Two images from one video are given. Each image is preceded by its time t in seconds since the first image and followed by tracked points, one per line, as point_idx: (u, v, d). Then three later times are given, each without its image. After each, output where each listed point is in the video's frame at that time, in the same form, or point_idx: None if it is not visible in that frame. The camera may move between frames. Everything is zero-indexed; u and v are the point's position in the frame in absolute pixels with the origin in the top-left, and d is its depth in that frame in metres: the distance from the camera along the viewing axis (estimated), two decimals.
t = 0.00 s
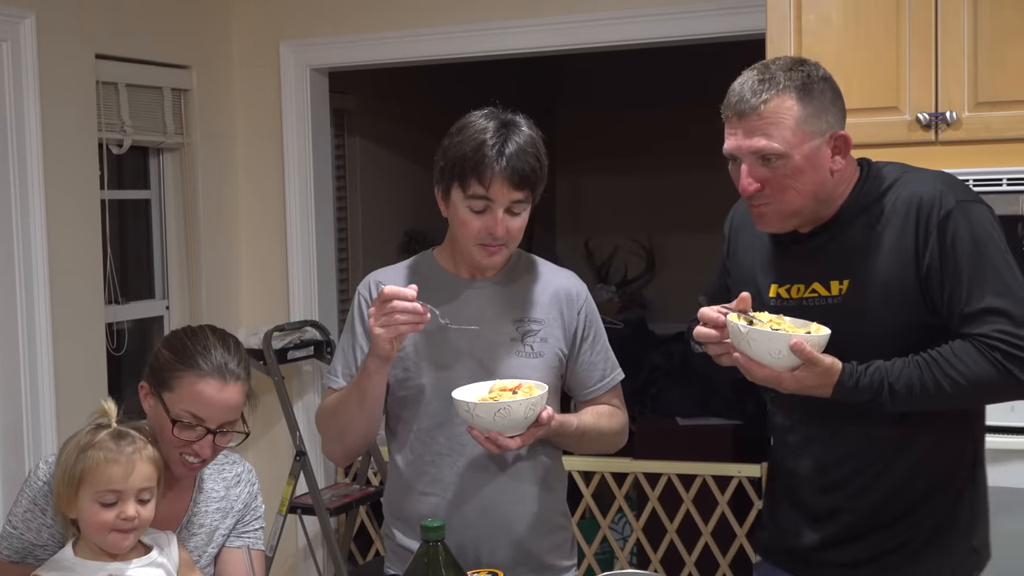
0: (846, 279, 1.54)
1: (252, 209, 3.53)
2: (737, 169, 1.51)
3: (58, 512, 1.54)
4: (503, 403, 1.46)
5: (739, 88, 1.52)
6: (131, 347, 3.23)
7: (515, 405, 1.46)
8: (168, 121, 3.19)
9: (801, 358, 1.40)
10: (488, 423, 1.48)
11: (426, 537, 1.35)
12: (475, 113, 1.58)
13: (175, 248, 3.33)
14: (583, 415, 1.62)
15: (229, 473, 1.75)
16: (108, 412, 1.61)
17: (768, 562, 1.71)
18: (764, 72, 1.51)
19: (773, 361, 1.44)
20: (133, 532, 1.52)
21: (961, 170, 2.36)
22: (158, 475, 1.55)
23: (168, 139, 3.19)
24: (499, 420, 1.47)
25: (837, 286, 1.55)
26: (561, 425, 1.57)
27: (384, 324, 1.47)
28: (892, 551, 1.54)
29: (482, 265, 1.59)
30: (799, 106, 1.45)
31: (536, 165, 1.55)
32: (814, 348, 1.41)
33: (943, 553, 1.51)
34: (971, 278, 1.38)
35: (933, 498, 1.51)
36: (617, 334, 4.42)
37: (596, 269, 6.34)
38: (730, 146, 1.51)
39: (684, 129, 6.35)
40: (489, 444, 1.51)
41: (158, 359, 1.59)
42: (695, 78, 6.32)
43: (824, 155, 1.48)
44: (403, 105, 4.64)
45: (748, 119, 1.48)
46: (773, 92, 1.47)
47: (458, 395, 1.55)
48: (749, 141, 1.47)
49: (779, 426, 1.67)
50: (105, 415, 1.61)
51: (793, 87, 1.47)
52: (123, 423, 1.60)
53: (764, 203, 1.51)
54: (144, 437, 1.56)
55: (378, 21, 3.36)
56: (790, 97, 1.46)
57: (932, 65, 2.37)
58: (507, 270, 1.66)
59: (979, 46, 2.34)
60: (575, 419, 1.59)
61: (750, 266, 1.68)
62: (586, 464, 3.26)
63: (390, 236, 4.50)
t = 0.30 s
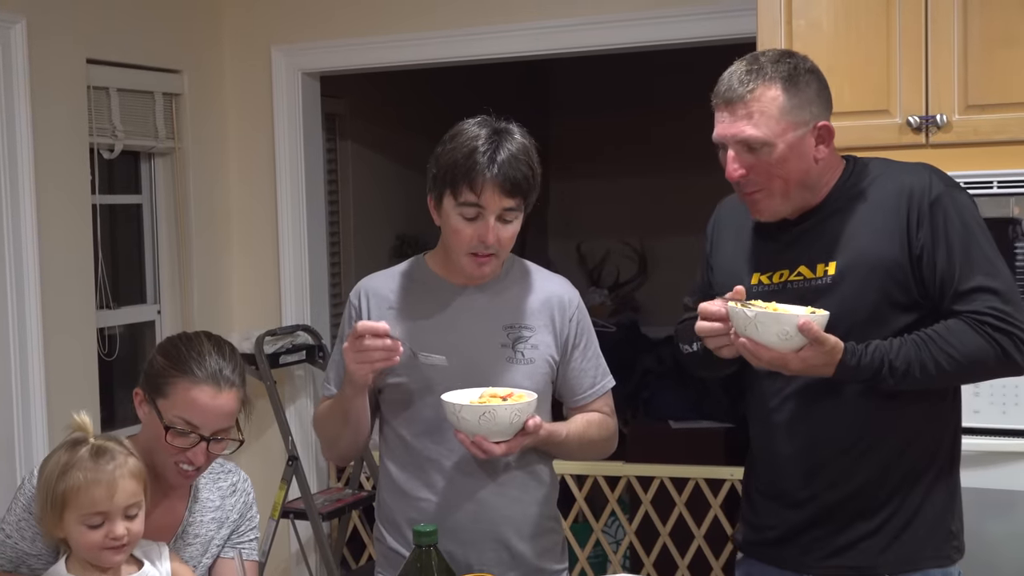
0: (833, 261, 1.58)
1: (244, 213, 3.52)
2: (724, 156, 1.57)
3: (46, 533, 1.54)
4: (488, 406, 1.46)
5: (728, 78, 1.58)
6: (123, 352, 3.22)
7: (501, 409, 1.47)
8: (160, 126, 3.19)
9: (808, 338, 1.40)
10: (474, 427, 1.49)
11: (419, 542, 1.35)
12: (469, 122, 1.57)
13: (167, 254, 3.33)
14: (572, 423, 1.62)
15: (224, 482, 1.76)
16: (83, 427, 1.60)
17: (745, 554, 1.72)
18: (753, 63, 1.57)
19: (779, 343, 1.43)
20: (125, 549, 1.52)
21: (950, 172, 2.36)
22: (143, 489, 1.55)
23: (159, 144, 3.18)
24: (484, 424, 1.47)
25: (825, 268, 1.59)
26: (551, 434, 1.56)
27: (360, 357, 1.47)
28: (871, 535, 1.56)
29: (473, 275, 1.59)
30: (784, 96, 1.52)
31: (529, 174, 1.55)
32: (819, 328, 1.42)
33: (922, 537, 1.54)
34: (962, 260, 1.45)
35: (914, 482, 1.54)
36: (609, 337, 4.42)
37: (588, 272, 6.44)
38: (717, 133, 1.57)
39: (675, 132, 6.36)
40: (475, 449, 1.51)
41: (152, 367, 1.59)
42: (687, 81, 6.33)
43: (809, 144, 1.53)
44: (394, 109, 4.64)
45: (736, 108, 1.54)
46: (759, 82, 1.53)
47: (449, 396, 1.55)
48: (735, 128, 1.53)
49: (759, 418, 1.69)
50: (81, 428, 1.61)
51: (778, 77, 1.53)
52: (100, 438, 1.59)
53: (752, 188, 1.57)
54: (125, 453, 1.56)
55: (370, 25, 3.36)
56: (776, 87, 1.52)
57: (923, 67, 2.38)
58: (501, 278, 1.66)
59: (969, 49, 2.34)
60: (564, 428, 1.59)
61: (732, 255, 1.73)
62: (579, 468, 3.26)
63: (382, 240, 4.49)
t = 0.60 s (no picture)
0: (836, 256, 1.53)
1: (238, 216, 3.52)
2: (748, 163, 1.48)
3: (35, 541, 1.55)
4: (473, 417, 1.47)
5: (738, 84, 1.48)
6: (117, 355, 3.21)
7: (485, 418, 1.47)
8: (153, 129, 3.18)
9: (795, 339, 1.40)
10: (461, 439, 1.49)
11: (412, 545, 1.35)
12: (456, 122, 1.57)
13: (160, 257, 3.32)
14: (566, 423, 1.62)
15: (217, 487, 1.76)
16: (70, 433, 1.61)
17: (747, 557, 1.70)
18: (758, 64, 1.47)
19: (768, 346, 1.43)
20: (113, 557, 1.53)
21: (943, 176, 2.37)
22: (129, 497, 1.56)
23: (152, 146, 3.18)
24: (470, 435, 1.48)
25: (827, 263, 1.54)
26: (541, 435, 1.57)
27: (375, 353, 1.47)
28: (868, 541, 1.54)
29: (463, 274, 1.60)
30: (802, 94, 1.44)
31: (517, 175, 1.55)
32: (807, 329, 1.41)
33: (918, 544, 1.51)
34: (958, 256, 1.40)
35: (911, 487, 1.51)
36: (603, 340, 4.42)
37: (582, 274, 6.34)
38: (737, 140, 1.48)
39: (669, 135, 6.36)
40: (467, 461, 1.51)
41: (143, 370, 1.59)
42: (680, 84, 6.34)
43: (831, 137, 1.47)
44: (388, 112, 4.64)
45: (756, 113, 1.45)
46: (776, 84, 1.44)
47: (432, 413, 1.55)
48: (760, 133, 1.45)
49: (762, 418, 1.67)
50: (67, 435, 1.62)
51: (791, 76, 1.45)
52: (86, 444, 1.60)
53: (781, 190, 1.50)
54: (111, 460, 1.57)
55: (363, 27, 3.36)
56: (792, 87, 1.44)
57: (915, 70, 2.39)
58: (491, 280, 1.65)
59: (962, 53, 2.35)
60: (557, 428, 1.59)
61: (742, 251, 1.68)
62: (572, 471, 3.26)
63: (376, 242, 4.50)
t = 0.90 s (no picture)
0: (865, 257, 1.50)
1: (233, 218, 3.52)
2: (783, 154, 1.49)
3: (25, 543, 1.55)
4: (465, 412, 1.47)
5: (781, 73, 1.50)
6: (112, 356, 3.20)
7: (477, 412, 1.47)
8: (149, 131, 3.18)
9: (790, 347, 1.38)
10: (454, 434, 1.49)
11: (407, 548, 1.35)
12: (454, 124, 1.57)
13: (155, 258, 3.32)
14: (562, 422, 1.62)
15: (211, 489, 1.77)
16: (60, 435, 1.62)
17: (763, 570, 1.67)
18: (804, 54, 1.49)
19: (763, 355, 1.42)
20: (103, 558, 1.53)
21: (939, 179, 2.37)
22: (119, 497, 1.56)
23: (148, 148, 3.17)
24: (464, 429, 1.48)
25: (856, 263, 1.52)
26: (535, 432, 1.56)
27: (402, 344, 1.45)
28: (882, 557, 1.50)
29: (459, 276, 1.58)
30: (843, 87, 1.45)
31: (513, 177, 1.55)
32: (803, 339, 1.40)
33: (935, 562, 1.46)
34: (979, 263, 1.36)
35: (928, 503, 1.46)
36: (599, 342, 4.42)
37: (577, 276, 6.37)
38: (774, 129, 1.50)
39: (665, 137, 6.37)
40: (460, 454, 1.51)
41: (129, 371, 1.62)
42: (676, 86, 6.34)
43: (869, 134, 1.47)
44: (384, 114, 4.63)
45: (795, 103, 1.46)
46: (818, 73, 1.46)
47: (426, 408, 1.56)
48: (797, 123, 1.46)
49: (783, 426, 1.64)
50: (56, 437, 1.63)
51: (835, 67, 1.46)
52: (75, 446, 1.60)
53: (812, 184, 1.50)
54: (102, 462, 1.56)
55: (359, 29, 3.36)
56: (833, 78, 1.45)
57: (908, 76, 2.40)
58: (487, 281, 1.65)
59: (957, 53, 2.36)
60: (551, 426, 1.59)
61: (779, 247, 1.65)
62: (568, 472, 3.25)
63: (371, 244, 4.49)
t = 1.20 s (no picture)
0: (893, 256, 1.47)
1: (227, 217, 3.51)
2: (816, 149, 1.45)
3: (14, 545, 1.55)
4: (458, 408, 1.47)
5: (819, 64, 1.46)
6: (105, 355, 3.19)
7: (471, 409, 1.48)
8: (142, 128, 3.17)
9: (801, 346, 1.35)
10: (447, 429, 1.50)
11: (400, 546, 1.35)
12: (452, 123, 1.56)
13: (148, 256, 3.31)
14: (555, 422, 1.62)
15: (203, 487, 1.77)
16: (45, 437, 1.61)
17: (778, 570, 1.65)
18: (845, 46, 1.45)
19: (774, 355, 1.39)
20: (92, 559, 1.53)
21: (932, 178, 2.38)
22: (108, 496, 1.55)
23: (141, 145, 3.16)
24: (456, 425, 1.49)
25: (884, 263, 1.48)
26: (528, 431, 1.57)
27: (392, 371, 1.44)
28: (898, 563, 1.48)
29: (455, 276, 1.59)
30: (884, 84, 1.40)
31: (512, 177, 1.55)
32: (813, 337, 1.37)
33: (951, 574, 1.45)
34: (1011, 269, 1.34)
35: (944, 512, 1.44)
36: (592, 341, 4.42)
37: (572, 275, 6.34)
38: (807, 122, 1.45)
39: (659, 136, 6.37)
40: (451, 451, 1.51)
41: (118, 371, 1.62)
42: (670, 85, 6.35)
43: (906, 134, 1.42)
44: (378, 112, 4.63)
45: (833, 97, 1.41)
46: (858, 68, 1.41)
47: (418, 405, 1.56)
48: (831, 119, 1.41)
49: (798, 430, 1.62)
50: (43, 437, 1.62)
51: (876, 62, 1.41)
52: (63, 446, 1.60)
53: (843, 182, 1.45)
54: (88, 461, 1.56)
55: (353, 27, 3.36)
56: (873, 73, 1.40)
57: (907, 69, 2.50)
58: (480, 282, 1.64)
59: (952, 52, 2.46)
60: (544, 425, 1.59)
61: (802, 242, 1.61)
62: (561, 471, 3.25)
63: (366, 243, 4.48)
